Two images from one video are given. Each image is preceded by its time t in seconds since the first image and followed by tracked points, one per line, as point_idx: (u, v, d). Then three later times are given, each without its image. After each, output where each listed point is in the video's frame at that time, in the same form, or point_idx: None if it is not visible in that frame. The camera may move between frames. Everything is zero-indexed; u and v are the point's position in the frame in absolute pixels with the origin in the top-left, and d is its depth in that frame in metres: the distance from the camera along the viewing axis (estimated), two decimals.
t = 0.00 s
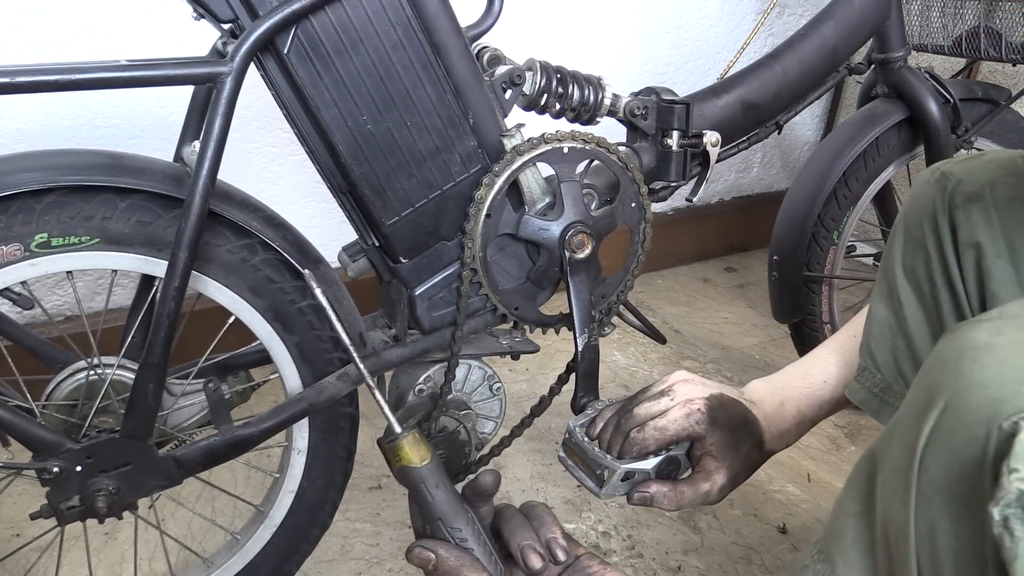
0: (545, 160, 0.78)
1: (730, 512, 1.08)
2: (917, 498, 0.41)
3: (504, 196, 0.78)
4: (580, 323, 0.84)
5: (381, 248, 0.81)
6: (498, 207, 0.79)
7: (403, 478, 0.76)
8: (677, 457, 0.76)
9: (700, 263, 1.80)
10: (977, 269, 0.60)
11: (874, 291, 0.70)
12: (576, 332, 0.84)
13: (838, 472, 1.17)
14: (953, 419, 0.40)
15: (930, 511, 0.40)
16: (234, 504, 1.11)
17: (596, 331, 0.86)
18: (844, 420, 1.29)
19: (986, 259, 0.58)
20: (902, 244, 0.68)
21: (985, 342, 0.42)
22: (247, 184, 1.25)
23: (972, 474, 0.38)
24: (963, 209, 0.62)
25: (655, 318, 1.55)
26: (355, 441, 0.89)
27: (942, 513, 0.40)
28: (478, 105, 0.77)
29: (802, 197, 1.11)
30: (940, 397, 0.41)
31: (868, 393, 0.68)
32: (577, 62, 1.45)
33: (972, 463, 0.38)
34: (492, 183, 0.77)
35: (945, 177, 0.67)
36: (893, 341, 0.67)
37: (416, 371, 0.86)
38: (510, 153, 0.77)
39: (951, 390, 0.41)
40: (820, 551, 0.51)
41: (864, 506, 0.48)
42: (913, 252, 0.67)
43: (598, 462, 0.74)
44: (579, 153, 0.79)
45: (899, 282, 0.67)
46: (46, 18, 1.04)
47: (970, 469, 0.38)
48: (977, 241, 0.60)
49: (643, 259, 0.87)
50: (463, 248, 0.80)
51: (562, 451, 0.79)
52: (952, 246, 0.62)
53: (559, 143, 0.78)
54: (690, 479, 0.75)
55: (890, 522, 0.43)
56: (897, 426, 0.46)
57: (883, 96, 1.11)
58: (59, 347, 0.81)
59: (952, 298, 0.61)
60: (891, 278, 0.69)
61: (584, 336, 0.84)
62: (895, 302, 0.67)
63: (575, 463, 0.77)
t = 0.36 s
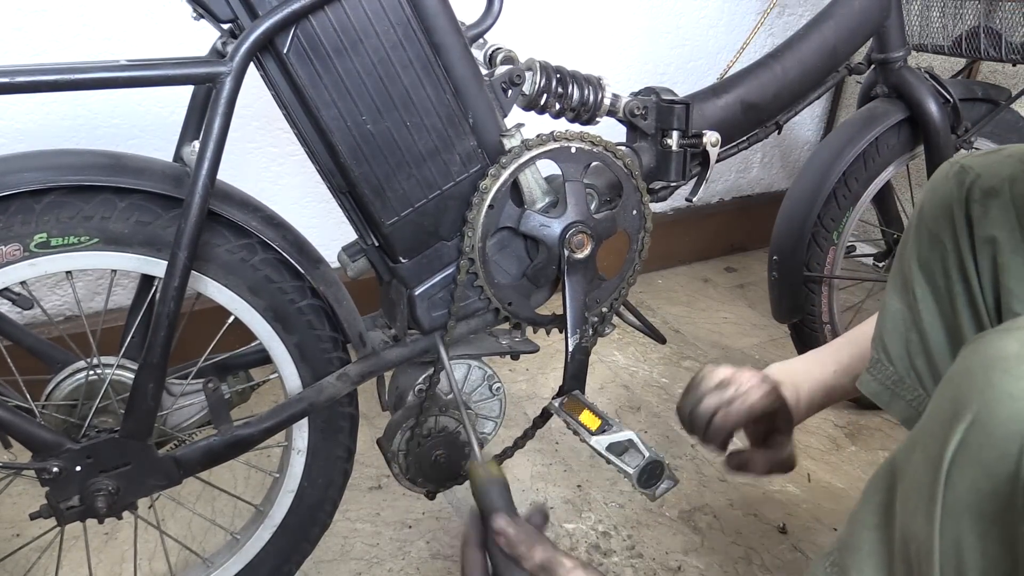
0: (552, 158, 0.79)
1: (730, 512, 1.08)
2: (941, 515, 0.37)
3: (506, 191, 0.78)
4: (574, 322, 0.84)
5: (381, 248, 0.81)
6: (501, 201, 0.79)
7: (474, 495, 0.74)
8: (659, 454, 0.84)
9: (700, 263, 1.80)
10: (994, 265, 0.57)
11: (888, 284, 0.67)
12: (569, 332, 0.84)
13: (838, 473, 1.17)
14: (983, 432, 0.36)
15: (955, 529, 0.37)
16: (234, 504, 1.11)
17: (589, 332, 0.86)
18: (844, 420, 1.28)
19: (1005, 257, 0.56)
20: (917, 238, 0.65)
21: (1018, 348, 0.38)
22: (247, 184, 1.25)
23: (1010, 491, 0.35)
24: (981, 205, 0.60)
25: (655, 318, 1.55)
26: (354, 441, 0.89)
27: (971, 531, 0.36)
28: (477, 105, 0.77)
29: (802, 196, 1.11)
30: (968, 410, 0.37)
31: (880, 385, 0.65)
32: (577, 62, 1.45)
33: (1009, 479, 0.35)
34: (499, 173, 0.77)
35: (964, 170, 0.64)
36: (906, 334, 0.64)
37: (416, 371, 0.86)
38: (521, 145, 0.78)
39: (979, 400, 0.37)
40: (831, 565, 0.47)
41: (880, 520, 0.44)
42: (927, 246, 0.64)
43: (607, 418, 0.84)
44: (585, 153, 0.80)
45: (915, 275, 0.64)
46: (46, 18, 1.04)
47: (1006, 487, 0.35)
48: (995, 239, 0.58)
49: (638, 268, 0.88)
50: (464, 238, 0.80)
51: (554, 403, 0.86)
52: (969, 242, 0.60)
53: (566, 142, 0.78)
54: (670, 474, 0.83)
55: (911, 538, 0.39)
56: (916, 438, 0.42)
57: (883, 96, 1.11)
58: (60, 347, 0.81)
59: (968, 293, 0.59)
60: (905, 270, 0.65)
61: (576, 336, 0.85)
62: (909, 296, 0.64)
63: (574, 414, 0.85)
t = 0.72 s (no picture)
0: (552, 159, 0.79)
1: (730, 512, 1.08)
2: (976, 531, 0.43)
3: (507, 191, 0.78)
4: (575, 323, 0.84)
5: (381, 248, 0.81)
6: (501, 202, 0.79)
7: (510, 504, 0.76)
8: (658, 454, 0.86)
9: (700, 263, 1.80)
10: (982, 282, 0.56)
11: (867, 304, 0.68)
12: (569, 332, 0.84)
13: (838, 473, 1.17)
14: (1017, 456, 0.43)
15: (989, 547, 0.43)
16: (234, 504, 1.11)
17: (589, 333, 0.86)
18: (844, 420, 1.28)
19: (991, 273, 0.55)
20: (898, 257, 0.65)
21: None
22: (247, 184, 1.25)
23: None
24: (964, 222, 0.59)
25: (655, 318, 1.55)
26: (354, 441, 0.89)
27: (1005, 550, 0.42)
28: (478, 105, 0.77)
29: (802, 197, 1.11)
30: (1000, 435, 0.45)
31: (863, 409, 0.68)
32: (577, 62, 1.45)
33: None
34: (499, 173, 0.77)
35: (944, 188, 0.64)
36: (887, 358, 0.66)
37: (416, 371, 0.86)
38: (521, 146, 0.78)
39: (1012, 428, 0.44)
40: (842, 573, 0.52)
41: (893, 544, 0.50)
42: (909, 265, 0.64)
43: (608, 417, 0.85)
44: (586, 153, 0.80)
45: (896, 295, 0.64)
46: (47, 18, 1.04)
47: None
48: (981, 254, 0.56)
49: (638, 268, 0.88)
50: (463, 240, 0.80)
51: (554, 401, 0.86)
52: (953, 260, 0.59)
53: (566, 142, 0.78)
54: (669, 474, 0.84)
55: (934, 562, 0.45)
56: (942, 458, 0.48)
57: (883, 96, 1.11)
58: (60, 347, 0.81)
59: (953, 313, 0.59)
60: (886, 288, 0.66)
61: (577, 336, 0.85)
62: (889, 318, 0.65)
63: (575, 414, 0.85)
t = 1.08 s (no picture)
0: (552, 159, 0.79)
1: (730, 512, 1.08)
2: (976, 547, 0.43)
3: (506, 191, 0.78)
4: (574, 323, 0.84)
5: (381, 248, 0.81)
6: (501, 202, 0.79)
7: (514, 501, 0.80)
8: (656, 454, 0.86)
9: (699, 263, 1.80)
10: (968, 293, 0.59)
11: (852, 316, 0.68)
12: (569, 332, 0.84)
13: (838, 473, 1.17)
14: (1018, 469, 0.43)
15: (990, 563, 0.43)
16: (234, 504, 1.11)
17: (589, 332, 0.86)
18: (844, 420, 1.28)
19: (980, 284, 0.58)
20: (881, 266, 0.67)
21: None
22: (247, 184, 1.25)
23: None
24: (949, 233, 0.62)
25: (655, 318, 1.55)
26: (354, 441, 0.89)
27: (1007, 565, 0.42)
28: (478, 105, 0.77)
29: (802, 197, 1.11)
30: (1001, 448, 0.44)
31: (851, 421, 0.68)
32: (577, 62, 1.45)
33: None
34: (499, 174, 0.77)
35: (925, 198, 0.67)
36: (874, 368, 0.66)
37: (416, 371, 0.86)
38: (521, 146, 0.78)
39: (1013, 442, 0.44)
40: None
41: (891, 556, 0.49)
42: (893, 275, 0.66)
43: (608, 417, 0.85)
44: (585, 153, 0.80)
45: (881, 304, 0.66)
46: (46, 18, 1.04)
47: None
48: (969, 265, 0.60)
49: (638, 268, 0.88)
50: (463, 240, 0.80)
51: (554, 401, 0.86)
52: (937, 269, 0.62)
53: (566, 142, 0.78)
54: (669, 474, 0.84)
55: None
56: (941, 471, 0.48)
57: (883, 96, 1.11)
58: (60, 347, 0.81)
59: (937, 323, 0.61)
60: (870, 298, 0.67)
61: (576, 336, 0.85)
62: (877, 330, 0.66)
63: (575, 413, 0.84)
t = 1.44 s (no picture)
0: (552, 159, 0.79)
1: (730, 512, 1.08)
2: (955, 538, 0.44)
3: (506, 190, 0.78)
4: (574, 323, 0.84)
5: (381, 248, 0.81)
6: (501, 201, 0.79)
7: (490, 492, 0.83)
8: (656, 454, 0.86)
9: (699, 263, 1.80)
10: (971, 291, 0.60)
11: (854, 315, 0.68)
12: (569, 332, 0.84)
13: (837, 473, 1.17)
14: (994, 460, 0.44)
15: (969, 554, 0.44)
16: (234, 504, 1.11)
17: (589, 332, 0.86)
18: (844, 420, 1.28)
19: (982, 282, 0.59)
20: (884, 264, 0.67)
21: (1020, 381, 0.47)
22: (247, 184, 1.25)
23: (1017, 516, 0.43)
24: (952, 231, 0.62)
25: (655, 318, 1.55)
26: (354, 441, 0.89)
27: (983, 555, 0.43)
28: (478, 105, 0.77)
29: (802, 197, 1.12)
30: (980, 439, 0.45)
31: (853, 419, 0.69)
32: (577, 62, 1.45)
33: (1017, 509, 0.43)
34: (499, 173, 0.77)
35: (929, 196, 0.67)
36: (877, 366, 0.66)
37: (416, 371, 0.86)
38: (521, 146, 0.78)
39: (991, 432, 0.45)
40: None
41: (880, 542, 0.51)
42: (895, 274, 0.66)
43: (608, 417, 0.85)
44: (586, 153, 0.80)
45: (883, 302, 0.65)
46: (47, 18, 1.04)
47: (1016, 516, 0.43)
48: (970, 263, 0.60)
49: (638, 268, 0.88)
50: (463, 239, 0.80)
51: (554, 401, 0.86)
52: (940, 267, 0.62)
53: (567, 143, 0.78)
54: (669, 474, 0.84)
55: (916, 563, 0.46)
56: (925, 463, 0.49)
57: (883, 96, 1.11)
58: (60, 347, 0.81)
59: (941, 321, 0.61)
60: (872, 296, 0.67)
61: (576, 336, 0.85)
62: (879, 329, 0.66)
63: (575, 413, 0.84)
